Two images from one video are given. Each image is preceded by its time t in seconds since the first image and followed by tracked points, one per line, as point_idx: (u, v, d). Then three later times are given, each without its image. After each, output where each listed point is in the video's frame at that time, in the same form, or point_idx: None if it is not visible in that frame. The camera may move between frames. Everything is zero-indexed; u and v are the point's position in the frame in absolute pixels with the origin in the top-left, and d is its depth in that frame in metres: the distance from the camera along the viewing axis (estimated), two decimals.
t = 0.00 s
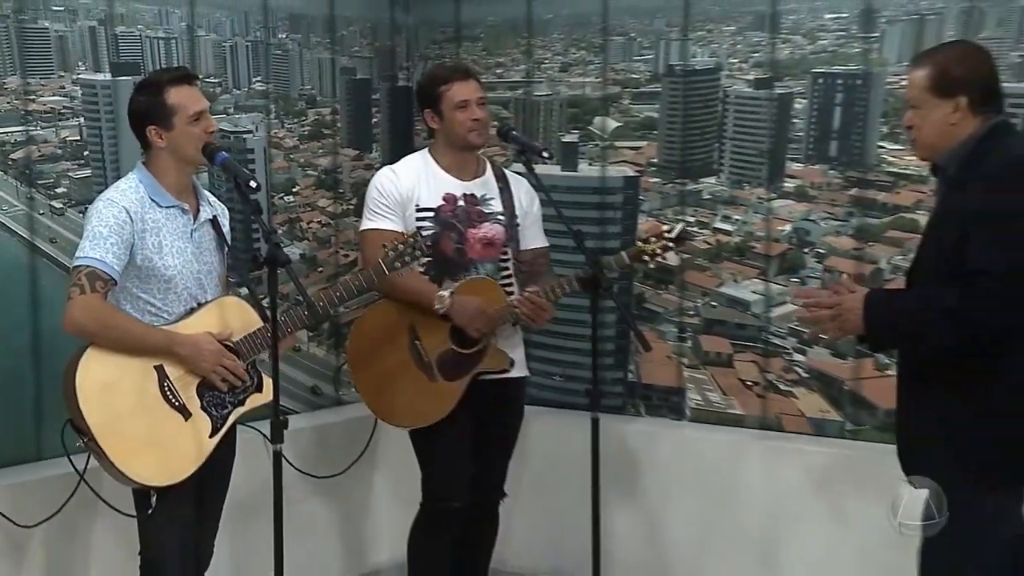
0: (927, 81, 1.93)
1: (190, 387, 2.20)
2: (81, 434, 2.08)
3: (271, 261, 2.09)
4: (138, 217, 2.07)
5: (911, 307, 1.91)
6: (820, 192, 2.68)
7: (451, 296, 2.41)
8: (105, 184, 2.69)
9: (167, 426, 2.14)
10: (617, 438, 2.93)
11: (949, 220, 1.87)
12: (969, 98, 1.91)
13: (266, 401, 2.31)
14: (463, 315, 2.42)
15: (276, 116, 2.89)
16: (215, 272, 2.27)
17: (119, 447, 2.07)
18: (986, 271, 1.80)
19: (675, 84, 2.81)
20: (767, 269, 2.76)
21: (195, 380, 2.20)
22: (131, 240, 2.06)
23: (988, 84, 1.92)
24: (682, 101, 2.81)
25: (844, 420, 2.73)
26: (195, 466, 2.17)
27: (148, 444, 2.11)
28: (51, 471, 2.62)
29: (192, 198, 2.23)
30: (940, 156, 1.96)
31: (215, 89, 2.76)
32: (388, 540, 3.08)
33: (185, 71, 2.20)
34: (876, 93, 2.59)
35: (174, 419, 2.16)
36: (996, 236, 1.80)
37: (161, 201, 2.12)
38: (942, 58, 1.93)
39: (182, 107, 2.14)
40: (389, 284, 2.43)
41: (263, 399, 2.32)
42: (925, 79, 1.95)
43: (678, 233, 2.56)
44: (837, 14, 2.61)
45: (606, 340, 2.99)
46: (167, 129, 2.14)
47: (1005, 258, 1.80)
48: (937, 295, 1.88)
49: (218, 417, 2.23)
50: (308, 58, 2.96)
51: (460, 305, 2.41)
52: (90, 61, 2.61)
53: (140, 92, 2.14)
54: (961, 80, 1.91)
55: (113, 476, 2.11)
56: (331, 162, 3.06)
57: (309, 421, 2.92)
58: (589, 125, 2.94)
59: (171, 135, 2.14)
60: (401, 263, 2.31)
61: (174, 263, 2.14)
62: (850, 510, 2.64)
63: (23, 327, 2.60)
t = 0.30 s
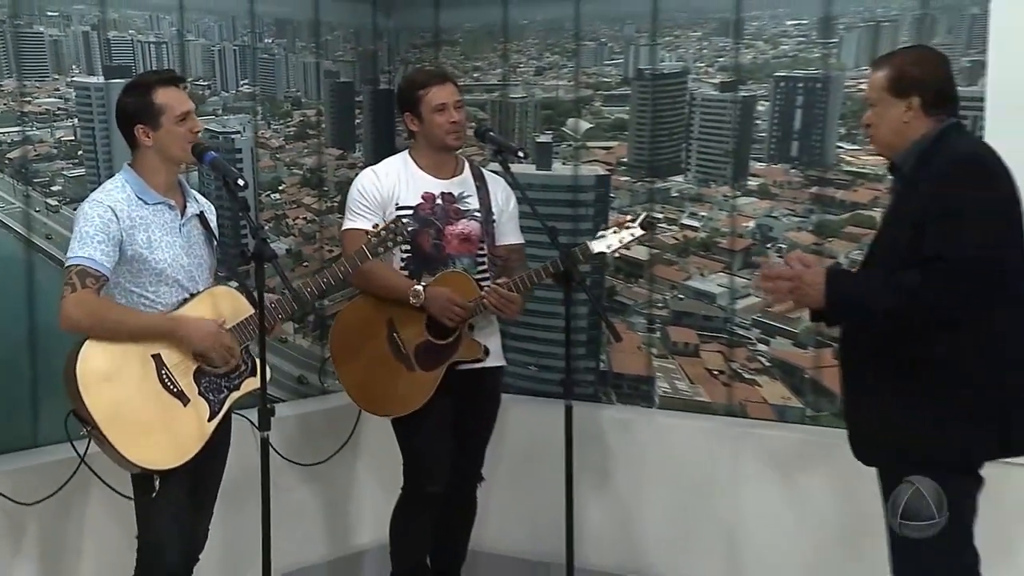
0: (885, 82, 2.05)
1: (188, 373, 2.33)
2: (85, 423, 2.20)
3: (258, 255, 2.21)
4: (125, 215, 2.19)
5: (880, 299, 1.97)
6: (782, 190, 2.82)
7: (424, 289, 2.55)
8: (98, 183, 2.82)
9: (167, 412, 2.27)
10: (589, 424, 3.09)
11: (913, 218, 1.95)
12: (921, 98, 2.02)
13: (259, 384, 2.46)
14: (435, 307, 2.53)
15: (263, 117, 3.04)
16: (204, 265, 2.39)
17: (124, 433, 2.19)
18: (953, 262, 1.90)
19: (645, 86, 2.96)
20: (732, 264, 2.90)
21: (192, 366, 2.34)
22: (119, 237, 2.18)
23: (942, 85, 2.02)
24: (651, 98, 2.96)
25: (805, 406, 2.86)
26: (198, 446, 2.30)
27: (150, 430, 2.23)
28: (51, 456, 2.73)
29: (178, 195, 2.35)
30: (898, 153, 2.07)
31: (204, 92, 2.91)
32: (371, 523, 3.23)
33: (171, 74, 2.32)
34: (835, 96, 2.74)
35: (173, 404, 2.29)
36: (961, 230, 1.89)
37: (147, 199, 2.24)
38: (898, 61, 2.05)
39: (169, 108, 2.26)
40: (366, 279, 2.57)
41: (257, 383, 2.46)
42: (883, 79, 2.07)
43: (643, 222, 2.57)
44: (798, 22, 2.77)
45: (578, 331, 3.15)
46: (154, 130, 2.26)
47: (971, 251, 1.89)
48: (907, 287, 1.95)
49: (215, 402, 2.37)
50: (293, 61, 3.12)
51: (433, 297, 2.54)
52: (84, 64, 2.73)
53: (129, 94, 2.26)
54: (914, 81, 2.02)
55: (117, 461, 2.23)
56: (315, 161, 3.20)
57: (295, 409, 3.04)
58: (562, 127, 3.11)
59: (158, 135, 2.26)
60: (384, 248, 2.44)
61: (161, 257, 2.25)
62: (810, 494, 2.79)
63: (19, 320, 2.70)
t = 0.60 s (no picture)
0: (835, 89, 2.20)
1: (183, 360, 2.45)
2: (84, 403, 2.31)
3: (250, 251, 2.34)
4: (112, 216, 2.32)
5: (844, 292, 2.09)
6: (749, 188, 2.96)
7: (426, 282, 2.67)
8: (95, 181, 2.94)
9: (162, 395, 2.39)
10: (565, 413, 3.24)
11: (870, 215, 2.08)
12: (867, 102, 2.16)
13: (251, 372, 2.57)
14: (436, 300, 2.65)
15: (253, 118, 3.19)
16: (196, 257, 2.54)
17: (120, 413, 2.30)
18: (914, 259, 2.04)
19: (619, 89, 3.13)
20: (702, 258, 3.04)
21: (188, 355, 2.46)
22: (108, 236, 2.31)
23: (887, 91, 2.16)
24: (625, 98, 3.12)
25: (771, 394, 3.00)
26: (191, 430, 2.41)
27: (145, 412, 2.34)
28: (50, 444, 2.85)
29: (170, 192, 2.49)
30: (848, 156, 2.22)
31: (197, 94, 3.05)
32: (359, 506, 3.36)
33: (167, 77, 2.44)
34: (799, 99, 2.88)
35: (168, 389, 2.41)
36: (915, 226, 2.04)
37: (135, 199, 2.37)
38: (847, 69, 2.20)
39: (168, 110, 2.39)
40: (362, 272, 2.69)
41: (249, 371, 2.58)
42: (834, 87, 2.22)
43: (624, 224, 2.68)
44: (765, 28, 2.92)
45: (556, 322, 3.31)
46: (152, 130, 2.38)
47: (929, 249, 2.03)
48: (868, 282, 2.07)
49: (208, 388, 2.49)
50: (282, 65, 3.28)
51: (436, 289, 2.64)
52: (81, 67, 2.86)
53: (129, 92, 2.38)
54: (861, 87, 2.17)
55: (112, 441, 2.34)
56: (304, 161, 3.35)
57: (287, 397, 3.19)
58: (540, 128, 3.27)
59: (157, 134, 2.39)
60: (370, 247, 2.57)
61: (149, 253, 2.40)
62: (776, 475, 2.93)
63: (19, 312, 2.82)
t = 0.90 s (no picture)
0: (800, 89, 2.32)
1: (171, 348, 2.56)
2: (72, 383, 2.43)
3: (242, 246, 2.47)
4: (106, 210, 2.51)
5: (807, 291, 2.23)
6: (722, 185, 3.10)
7: (427, 275, 2.81)
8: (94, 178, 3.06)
9: (148, 380, 2.50)
10: (547, 400, 3.40)
11: (833, 214, 2.22)
12: (830, 103, 2.28)
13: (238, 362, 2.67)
14: (439, 293, 2.80)
15: (247, 118, 3.33)
16: (191, 253, 2.70)
17: (106, 395, 2.42)
18: (880, 259, 2.18)
19: (597, 90, 3.28)
20: (678, 252, 3.18)
21: (176, 343, 2.57)
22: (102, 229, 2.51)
23: (850, 92, 2.28)
24: (604, 98, 3.27)
25: (743, 381, 3.14)
26: (174, 415, 2.52)
27: (130, 395, 2.46)
28: (51, 430, 2.97)
29: (164, 190, 2.65)
30: (813, 154, 2.34)
31: (193, 95, 3.19)
32: (349, 490, 3.50)
33: (172, 82, 2.58)
34: (769, 99, 3.02)
35: (154, 375, 2.51)
36: (874, 227, 2.18)
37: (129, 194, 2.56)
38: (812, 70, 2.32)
39: (170, 115, 2.52)
40: (364, 267, 2.82)
41: (236, 360, 2.68)
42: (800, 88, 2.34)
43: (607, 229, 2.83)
44: (736, 32, 3.06)
45: (538, 314, 3.45)
46: (152, 134, 2.52)
47: (890, 249, 2.18)
48: (829, 280, 2.22)
49: (194, 376, 2.59)
50: (275, 67, 3.42)
51: (438, 283, 2.79)
52: (81, 69, 2.99)
53: (138, 92, 2.51)
54: (826, 88, 2.28)
55: (98, 421, 2.46)
56: (296, 159, 3.49)
57: (280, 386, 3.31)
58: (522, 127, 3.42)
59: (155, 137, 2.52)
60: (359, 251, 2.65)
61: (148, 243, 2.58)
62: (745, 459, 3.08)
63: (21, 304, 2.94)
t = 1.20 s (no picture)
0: (775, 91, 2.44)
1: (166, 341, 2.67)
2: (71, 377, 2.54)
3: (238, 242, 2.57)
4: (107, 206, 2.63)
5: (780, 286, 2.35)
6: (699, 182, 3.23)
7: (416, 268, 2.93)
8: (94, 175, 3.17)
9: (144, 373, 2.61)
10: (532, 388, 3.54)
11: (806, 214, 2.34)
12: (803, 105, 2.40)
13: (231, 352, 2.78)
14: (428, 286, 2.92)
15: (242, 118, 3.46)
16: (189, 248, 2.82)
17: (104, 389, 2.53)
18: (855, 254, 2.29)
19: (580, 91, 3.42)
20: (657, 247, 3.32)
21: (171, 336, 2.67)
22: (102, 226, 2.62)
23: (821, 94, 2.39)
24: (586, 99, 3.42)
25: (720, 370, 3.28)
26: (169, 406, 2.63)
27: (127, 388, 2.57)
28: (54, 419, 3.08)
29: (163, 186, 2.77)
30: (787, 153, 2.46)
31: (191, 95, 3.31)
32: (342, 476, 3.64)
33: (174, 82, 2.70)
34: (745, 100, 3.15)
35: (151, 368, 2.62)
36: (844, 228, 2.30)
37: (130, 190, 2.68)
38: (786, 73, 2.44)
39: (170, 114, 2.64)
40: (353, 257, 2.93)
41: (230, 351, 2.79)
42: (774, 90, 2.45)
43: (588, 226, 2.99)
44: (713, 35, 3.20)
45: (523, 306, 3.60)
46: (153, 131, 2.64)
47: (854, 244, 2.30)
48: (803, 276, 2.34)
49: (189, 367, 2.70)
50: (269, 69, 3.55)
51: (427, 276, 2.91)
52: (82, 71, 3.10)
53: (140, 92, 2.63)
54: (799, 91, 2.40)
55: (98, 413, 2.57)
56: (290, 157, 3.62)
57: (275, 375, 3.44)
58: (508, 127, 3.56)
59: (156, 134, 2.64)
60: (346, 241, 2.78)
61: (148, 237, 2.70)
62: (721, 443, 3.22)
63: (24, 298, 3.05)
